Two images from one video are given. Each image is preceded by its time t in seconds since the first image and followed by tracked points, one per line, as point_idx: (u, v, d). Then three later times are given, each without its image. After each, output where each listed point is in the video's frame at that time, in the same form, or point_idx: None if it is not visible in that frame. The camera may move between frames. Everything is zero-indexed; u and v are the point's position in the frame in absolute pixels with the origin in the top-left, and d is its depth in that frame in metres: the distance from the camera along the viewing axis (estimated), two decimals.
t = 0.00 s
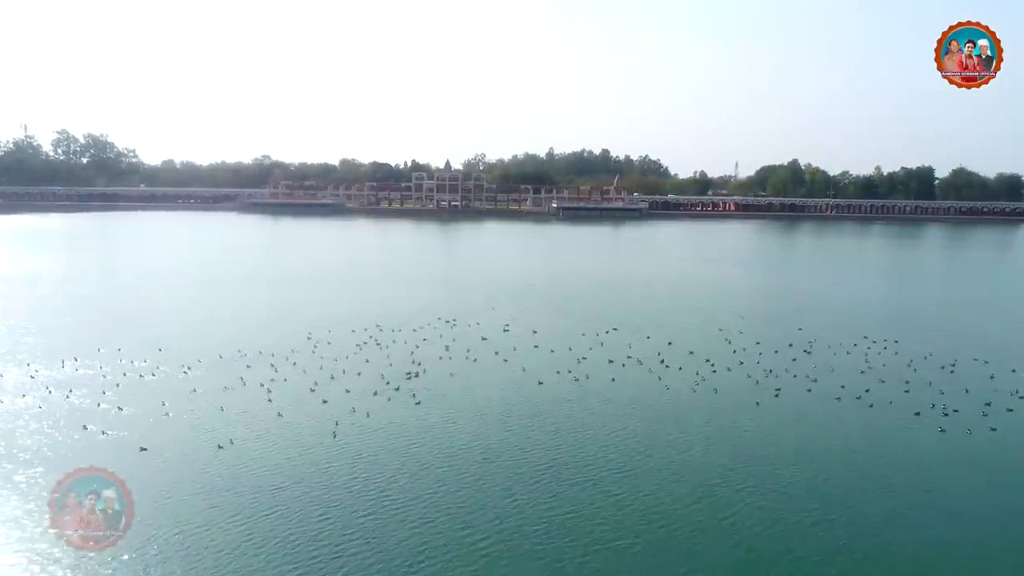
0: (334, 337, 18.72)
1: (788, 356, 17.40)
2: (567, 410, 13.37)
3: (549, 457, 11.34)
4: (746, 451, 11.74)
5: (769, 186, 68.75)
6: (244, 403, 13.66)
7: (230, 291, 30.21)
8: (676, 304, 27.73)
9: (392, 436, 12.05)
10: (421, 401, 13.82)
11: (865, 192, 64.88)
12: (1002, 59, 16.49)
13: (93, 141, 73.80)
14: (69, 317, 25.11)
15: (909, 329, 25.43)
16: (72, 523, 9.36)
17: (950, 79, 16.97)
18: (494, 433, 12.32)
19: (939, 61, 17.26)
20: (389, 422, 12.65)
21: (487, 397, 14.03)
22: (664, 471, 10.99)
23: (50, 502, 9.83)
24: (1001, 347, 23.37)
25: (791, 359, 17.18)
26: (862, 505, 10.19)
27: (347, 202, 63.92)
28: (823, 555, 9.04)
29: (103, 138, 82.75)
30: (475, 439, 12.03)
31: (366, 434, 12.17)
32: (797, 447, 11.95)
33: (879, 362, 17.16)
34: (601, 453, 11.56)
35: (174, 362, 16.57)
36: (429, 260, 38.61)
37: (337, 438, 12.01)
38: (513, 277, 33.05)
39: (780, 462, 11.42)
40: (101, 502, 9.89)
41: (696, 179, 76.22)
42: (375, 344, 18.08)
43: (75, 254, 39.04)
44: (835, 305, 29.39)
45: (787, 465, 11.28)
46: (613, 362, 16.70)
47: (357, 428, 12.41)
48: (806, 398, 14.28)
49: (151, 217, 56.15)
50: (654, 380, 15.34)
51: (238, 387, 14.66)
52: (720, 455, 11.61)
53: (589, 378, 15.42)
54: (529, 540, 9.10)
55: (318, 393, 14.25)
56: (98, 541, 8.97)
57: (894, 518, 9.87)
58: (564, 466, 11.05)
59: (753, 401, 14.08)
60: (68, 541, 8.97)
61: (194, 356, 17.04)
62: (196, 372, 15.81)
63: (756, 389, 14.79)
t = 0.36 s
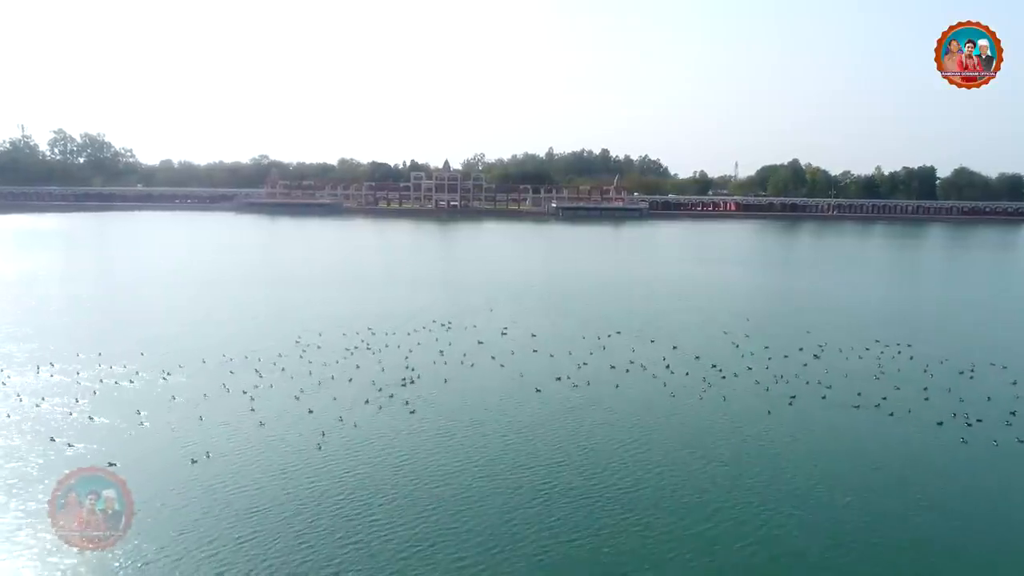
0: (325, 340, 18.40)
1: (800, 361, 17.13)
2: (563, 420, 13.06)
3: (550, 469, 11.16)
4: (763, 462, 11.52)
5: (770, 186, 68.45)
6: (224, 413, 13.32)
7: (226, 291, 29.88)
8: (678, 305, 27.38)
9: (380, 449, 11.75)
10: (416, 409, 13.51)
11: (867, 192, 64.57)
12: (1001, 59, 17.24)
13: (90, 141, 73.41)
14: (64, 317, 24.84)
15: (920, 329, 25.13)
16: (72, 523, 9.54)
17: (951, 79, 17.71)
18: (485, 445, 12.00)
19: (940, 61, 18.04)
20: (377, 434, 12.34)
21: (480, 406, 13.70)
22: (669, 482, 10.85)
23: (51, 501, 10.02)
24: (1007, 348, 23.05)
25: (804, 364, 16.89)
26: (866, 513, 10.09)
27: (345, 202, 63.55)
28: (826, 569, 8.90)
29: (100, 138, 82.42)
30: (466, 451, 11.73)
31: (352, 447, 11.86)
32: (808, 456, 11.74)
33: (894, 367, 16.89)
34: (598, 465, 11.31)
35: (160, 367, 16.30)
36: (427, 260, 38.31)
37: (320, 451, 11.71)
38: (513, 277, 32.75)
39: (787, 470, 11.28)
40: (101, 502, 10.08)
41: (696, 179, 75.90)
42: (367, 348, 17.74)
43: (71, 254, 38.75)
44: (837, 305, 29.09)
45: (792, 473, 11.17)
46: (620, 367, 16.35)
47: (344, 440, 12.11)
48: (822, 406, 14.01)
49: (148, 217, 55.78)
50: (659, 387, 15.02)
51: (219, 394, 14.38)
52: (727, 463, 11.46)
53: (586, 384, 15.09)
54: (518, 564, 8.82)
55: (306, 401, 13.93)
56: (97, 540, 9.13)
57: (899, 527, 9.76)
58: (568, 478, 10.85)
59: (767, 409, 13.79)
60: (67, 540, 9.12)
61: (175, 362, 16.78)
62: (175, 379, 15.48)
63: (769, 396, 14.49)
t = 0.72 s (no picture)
0: (316, 343, 18.11)
1: (811, 365, 16.82)
2: (557, 430, 12.79)
3: (550, 479, 11.02)
4: (773, 470, 11.38)
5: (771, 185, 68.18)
6: (206, 422, 13.02)
7: (223, 292, 29.61)
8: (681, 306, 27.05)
9: (367, 462, 11.44)
10: (411, 418, 13.23)
11: (868, 192, 64.26)
12: (1002, 59, 17.20)
13: (87, 140, 73.06)
14: (59, 317, 24.62)
15: (928, 330, 24.84)
16: (74, 522, 9.71)
17: (950, 78, 17.66)
18: (476, 457, 11.74)
19: (940, 62, 18.04)
20: (366, 445, 12.05)
21: (473, 415, 13.41)
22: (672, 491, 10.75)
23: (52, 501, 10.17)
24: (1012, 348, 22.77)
25: (816, 368, 16.59)
26: (871, 523, 9.98)
27: (343, 202, 63.27)
28: None
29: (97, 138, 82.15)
30: (456, 464, 11.47)
31: (339, 459, 11.59)
32: (816, 463, 11.62)
33: (908, 371, 16.60)
34: (594, 476, 11.10)
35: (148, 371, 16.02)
36: (426, 260, 38.03)
37: (304, 463, 11.46)
38: (512, 277, 32.50)
39: (791, 478, 11.15)
40: (101, 501, 10.25)
41: (696, 179, 75.61)
42: (360, 351, 17.44)
43: (66, 254, 38.48)
44: (840, 305, 28.83)
45: (796, 481, 11.06)
46: (628, 373, 16.03)
47: (330, 451, 11.84)
48: (836, 413, 13.73)
49: (145, 217, 55.48)
50: (664, 393, 14.72)
51: (202, 401, 14.08)
52: (732, 471, 11.34)
53: (584, 391, 14.80)
54: None
55: (294, 409, 13.66)
56: (98, 541, 9.29)
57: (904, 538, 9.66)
58: (572, 488, 10.73)
59: (776, 416, 13.52)
60: (68, 541, 9.28)
61: (158, 366, 16.42)
62: (155, 385, 15.13)
63: (781, 403, 14.20)
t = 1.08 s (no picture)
0: (306, 348, 17.77)
1: (821, 371, 16.48)
2: (553, 440, 12.47)
3: (549, 493, 10.79)
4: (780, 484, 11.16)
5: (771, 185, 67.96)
6: (190, 430, 12.63)
7: (221, 292, 29.37)
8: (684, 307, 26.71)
9: (357, 477, 11.09)
10: (405, 427, 12.90)
11: (869, 192, 64.00)
12: (1002, 59, 17.26)
13: (85, 140, 72.74)
14: (55, 318, 24.41)
15: (935, 332, 24.55)
16: (73, 521, 9.76)
17: (950, 79, 17.71)
18: (467, 472, 11.40)
19: (940, 62, 18.08)
20: (355, 458, 11.70)
21: (467, 424, 13.07)
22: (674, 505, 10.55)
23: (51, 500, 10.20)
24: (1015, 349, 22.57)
25: (826, 374, 16.25)
26: (876, 536, 9.78)
27: (342, 202, 63.01)
28: None
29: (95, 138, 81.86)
30: (448, 478, 11.15)
31: (327, 471, 11.26)
32: (822, 474, 11.40)
33: (921, 377, 16.26)
34: (590, 491, 10.83)
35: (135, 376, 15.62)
36: (425, 260, 37.79)
37: (289, 476, 11.14)
38: (513, 277, 32.29)
39: (796, 491, 10.94)
40: (101, 500, 10.29)
41: (696, 179, 75.42)
42: (353, 356, 17.08)
43: (63, 254, 38.26)
44: (842, 305, 28.62)
45: (800, 493, 10.86)
46: (631, 379, 15.68)
47: (318, 463, 11.52)
48: (848, 422, 13.39)
49: (143, 217, 55.23)
50: (669, 401, 14.37)
51: (184, 408, 13.70)
52: (735, 483, 11.15)
53: (582, 399, 14.45)
54: None
55: (282, 416, 13.30)
56: (99, 541, 9.36)
57: (911, 552, 9.46)
58: (573, 503, 10.53)
59: (785, 425, 13.20)
60: (68, 541, 9.32)
61: (141, 372, 16.02)
62: (135, 391, 14.70)
63: (793, 412, 13.85)
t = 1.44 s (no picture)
0: (295, 352, 17.34)
1: (831, 376, 15.89)
2: (552, 448, 11.91)
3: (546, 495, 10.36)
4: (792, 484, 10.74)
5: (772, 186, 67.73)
6: (168, 440, 12.03)
7: (219, 292, 29.11)
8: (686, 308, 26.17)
9: (341, 489, 10.47)
10: (399, 435, 12.34)
11: (871, 192, 63.72)
12: (1002, 59, 16.82)
13: (82, 140, 72.45)
14: (48, 318, 24.15)
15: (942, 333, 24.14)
16: (74, 522, 9.55)
17: (951, 79, 17.27)
18: (458, 482, 10.78)
19: (939, 62, 17.75)
20: (340, 469, 11.07)
21: (462, 431, 12.52)
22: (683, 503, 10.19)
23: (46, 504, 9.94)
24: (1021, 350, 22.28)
25: (834, 379, 15.64)
26: (888, 533, 9.54)
27: (340, 202, 62.73)
28: None
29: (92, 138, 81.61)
30: (441, 488, 10.57)
31: (311, 482, 10.69)
32: (832, 474, 11.05)
33: (936, 381, 15.66)
34: (591, 497, 10.29)
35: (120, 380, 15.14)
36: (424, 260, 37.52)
37: (272, 487, 10.57)
38: (512, 277, 32.03)
39: (805, 489, 10.61)
40: (103, 500, 10.08)
41: (696, 179, 75.19)
42: (345, 361, 16.58)
43: (59, 254, 38.01)
44: (844, 305, 28.36)
45: (811, 492, 10.52)
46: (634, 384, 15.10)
47: (304, 473, 10.98)
48: (862, 428, 12.79)
49: (140, 217, 54.97)
50: (673, 407, 13.74)
51: (162, 415, 13.17)
52: (741, 481, 10.83)
53: (582, 404, 13.87)
54: None
55: (268, 424, 12.78)
56: (98, 541, 9.16)
57: (920, 550, 9.19)
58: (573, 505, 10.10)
59: (795, 431, 12.57)
60: (67, 541, 9.13)
61: (127, 375, 15.61)
62: (113, 397, 14.20)
63: (805, 419, 13.20)
